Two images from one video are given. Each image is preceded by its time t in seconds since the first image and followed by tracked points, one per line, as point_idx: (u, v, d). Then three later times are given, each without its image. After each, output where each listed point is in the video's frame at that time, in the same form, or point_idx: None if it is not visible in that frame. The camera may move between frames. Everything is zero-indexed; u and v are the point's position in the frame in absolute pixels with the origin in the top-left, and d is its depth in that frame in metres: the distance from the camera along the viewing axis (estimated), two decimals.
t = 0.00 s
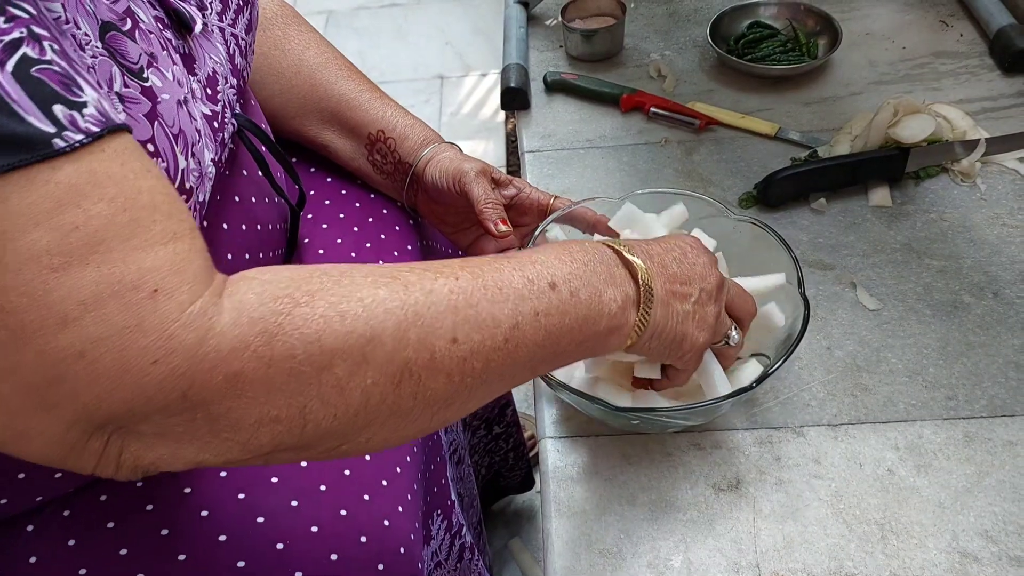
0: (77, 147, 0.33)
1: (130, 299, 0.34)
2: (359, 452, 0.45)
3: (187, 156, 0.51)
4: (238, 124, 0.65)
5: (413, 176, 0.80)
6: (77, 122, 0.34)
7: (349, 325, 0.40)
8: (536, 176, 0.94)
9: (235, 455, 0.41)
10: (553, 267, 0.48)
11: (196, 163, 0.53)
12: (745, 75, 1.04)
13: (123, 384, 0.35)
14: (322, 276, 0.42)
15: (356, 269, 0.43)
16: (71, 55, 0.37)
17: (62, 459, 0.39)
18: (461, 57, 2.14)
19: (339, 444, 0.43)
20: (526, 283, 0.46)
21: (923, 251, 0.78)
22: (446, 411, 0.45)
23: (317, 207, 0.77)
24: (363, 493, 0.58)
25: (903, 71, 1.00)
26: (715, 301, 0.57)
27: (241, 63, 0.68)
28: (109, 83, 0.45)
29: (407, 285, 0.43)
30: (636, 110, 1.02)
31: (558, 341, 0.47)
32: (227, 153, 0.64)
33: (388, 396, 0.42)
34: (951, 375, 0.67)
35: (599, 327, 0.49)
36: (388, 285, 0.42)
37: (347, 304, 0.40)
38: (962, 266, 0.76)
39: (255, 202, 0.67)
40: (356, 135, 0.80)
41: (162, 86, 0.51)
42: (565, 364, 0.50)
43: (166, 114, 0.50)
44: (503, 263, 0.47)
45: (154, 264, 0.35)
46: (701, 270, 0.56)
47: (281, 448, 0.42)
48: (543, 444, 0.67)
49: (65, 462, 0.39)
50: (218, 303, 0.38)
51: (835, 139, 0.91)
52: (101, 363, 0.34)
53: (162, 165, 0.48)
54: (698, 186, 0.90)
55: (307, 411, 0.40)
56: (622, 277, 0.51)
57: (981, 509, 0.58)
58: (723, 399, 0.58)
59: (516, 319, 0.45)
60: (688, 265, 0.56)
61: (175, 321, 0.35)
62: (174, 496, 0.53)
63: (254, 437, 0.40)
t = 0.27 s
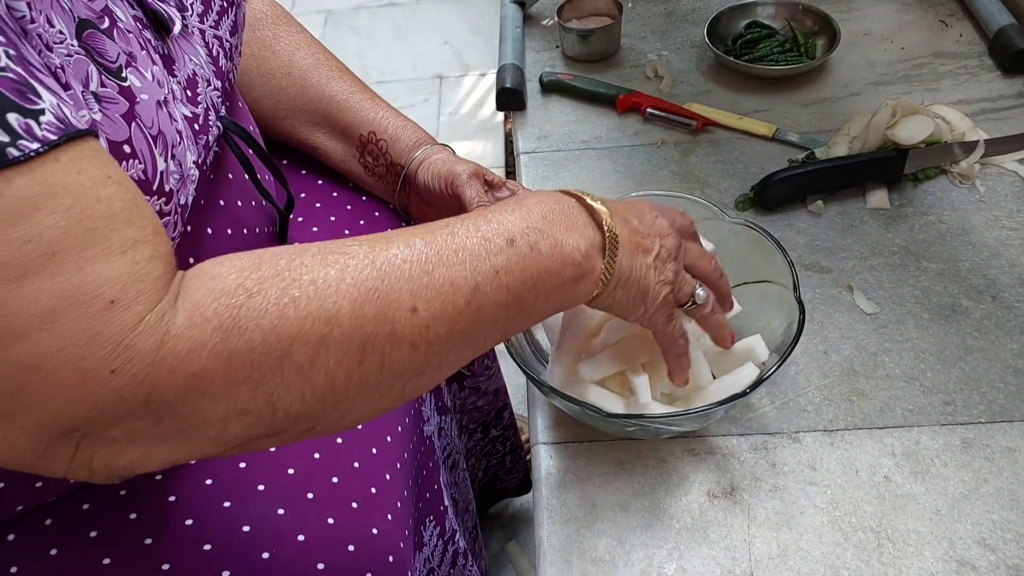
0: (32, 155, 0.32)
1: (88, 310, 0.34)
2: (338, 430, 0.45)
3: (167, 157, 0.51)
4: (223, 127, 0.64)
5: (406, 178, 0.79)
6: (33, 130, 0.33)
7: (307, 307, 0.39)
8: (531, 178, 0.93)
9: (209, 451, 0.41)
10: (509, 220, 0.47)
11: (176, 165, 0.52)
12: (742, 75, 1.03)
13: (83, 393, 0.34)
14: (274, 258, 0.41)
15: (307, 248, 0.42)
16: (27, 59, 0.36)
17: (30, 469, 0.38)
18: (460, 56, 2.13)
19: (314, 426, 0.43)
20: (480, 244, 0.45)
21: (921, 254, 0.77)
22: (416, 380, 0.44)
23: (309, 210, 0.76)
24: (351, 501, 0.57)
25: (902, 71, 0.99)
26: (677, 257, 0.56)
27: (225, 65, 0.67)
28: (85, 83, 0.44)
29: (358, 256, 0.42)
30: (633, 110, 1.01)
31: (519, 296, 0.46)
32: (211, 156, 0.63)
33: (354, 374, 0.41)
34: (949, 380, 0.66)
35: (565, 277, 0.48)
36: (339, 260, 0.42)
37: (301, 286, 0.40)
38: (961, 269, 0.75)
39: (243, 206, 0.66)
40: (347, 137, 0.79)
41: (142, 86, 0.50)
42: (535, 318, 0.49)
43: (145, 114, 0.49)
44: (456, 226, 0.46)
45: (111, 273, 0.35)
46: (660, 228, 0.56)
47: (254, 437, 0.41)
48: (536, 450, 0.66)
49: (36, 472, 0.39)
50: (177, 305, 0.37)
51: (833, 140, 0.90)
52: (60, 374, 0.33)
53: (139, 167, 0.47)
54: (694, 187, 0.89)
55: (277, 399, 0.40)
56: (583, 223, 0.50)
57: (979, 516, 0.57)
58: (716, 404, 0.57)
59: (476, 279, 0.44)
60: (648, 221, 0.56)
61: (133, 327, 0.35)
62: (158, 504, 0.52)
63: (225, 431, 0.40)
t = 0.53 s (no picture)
0: (70, 130, 0.32)
1: (146, 275, 0.34)
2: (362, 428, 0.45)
3: (174, 153, 0.51)
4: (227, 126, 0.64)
5: (407, 178, 0.79)
6: (69, 106, 0.33)
7: (352, 299, 0.41)
8: (531, 177, 0.93)
9: (244, 431, 0.41)
10: (530, 247, 0.49)
11: (183, 162, 0.52)
12: (743, 75, 1.03)
13: (143, 355, 0.35)
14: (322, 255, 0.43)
15: (349, 252, 0.44)
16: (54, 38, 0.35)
17: (66, 443, 0.38)
18: (460, 55, 2.13)
19: (343, 417, 0.44)
20: (505, 264, 0.47)
21: (922, 254, 0.77)
22: (441, 385, 0.46)
23: (308, 210, 0.76)
24: (351, 501, 0.57)
25: (903, 71, 0.99)
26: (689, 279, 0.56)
27: (228, 63, 0.67)
28: (96, 79, 0.44)
29: (396, 263, 0.44)
30: (633, 110, 1.01)
31: (539, 318, 0.48)
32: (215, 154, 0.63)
33: (388, 368, 0.43)
34: (949, 381, 0.66)
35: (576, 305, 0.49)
36: (380, 263, 0.43)
37: (346, 280, 0.42)
38: (961, 269, 0.75)
39: (243, 205, 0.66)
40: (348, 136, 0.79)
41: (150, 83, 0.50)
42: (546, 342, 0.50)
43: (153, 111, 0.49)
44: (481, 248, 0.48)
45: (166, 242, 0.35)
46: (668, 255, 0.57)
47: (288, 422, 0.42)
48: (537, 450, 0.66)
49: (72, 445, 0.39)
50: (229, 279, 0.39)
51: (833, 140, 0.90)
52: (123, 336, 0.34)
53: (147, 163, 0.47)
54: (694, 187, 0.89)
55: (316, 382, 0.41)
56: (592, 259, 0.52)
57: (980, 517, 0.57)
58: (717, 405, 0.57)
59: (503, 294, 0.46)
60: (655, 253, 0.56)
61: (192, 294, 0.36)
62: (158, 504, 0.52)
63: (264, 410, 0.40)
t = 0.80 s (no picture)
0: (45, 143, 0.32)
1: (96, 303, 0.33)
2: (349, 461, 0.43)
3: (169, 155, 0.50)
4: (224, 124, 0.64)
5: (407, 174, 0.79)
6: (45, 118, 0.33)
7: (338, 340, 0.38)
8: (531, 175, 0.93)
9: (214, 463, 0.40)
10: (566, 274, 0.45)
11: (179, 163, 0.52)
12: (742, 72, 1.03)
13: (91, 392, 0.33)
14: (317, 281, 0.40)
15: (351, 275, 0.41)
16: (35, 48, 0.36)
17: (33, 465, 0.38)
18: (460, 53, 2.12)
19: (324, 454, 0.42)
20: (535, 296, 0.44)
21: (921, 251, 0.77)
22: (439, 426, 0.43)
23: (308, 207, 0.76)
24: (350, 498, 0.57)
25: (902, 68, 0.99)
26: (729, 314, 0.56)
27: (226, 61, 0.67)
28: (87, 83, 0.44)
29: (405, 295, 0.40)
30: (632, 107, 1.01)
31: (561, 358, 0.45)
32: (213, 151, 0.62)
33: (374, 411, 0.40)
34: (948, 378, 0.66)
35: (609, 341, 0.47)
36: (383, 295, 0.40)
37: (337, 315, 0.39)
38: (961, 267, 0.75)
39: (242, 202, 0.66)
40: (347, 133, 0.79)
41: (144, 86, 0.50)
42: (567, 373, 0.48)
43: (148, 113, 0.49)
44: (510, 264, 0.45)
45: (122, 265, 0.34)
46: (727, 282, 0.55)
47: (262, 456, 0.40)
48: (536, 447, 0.66)
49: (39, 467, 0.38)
50: (194, 306, 0.36)
51: (833, 137, 0.90)
52: (67, 371, 0.33)
53: (143, 165, 0.47)
54: (694, 184, 0.89)
55: (286, 421, 0.39)
56: (643, 290, 0.49)
57: (978, 514, 0.57)
58: (716, 403, 0.57)
59: (518, 336, 0.43)
60: (717, 276, 0.55)
61: (144, 327, 0.34)
62: (157, 501, 0.52)
63: (231, 446, 0.39)
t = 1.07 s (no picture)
0: None
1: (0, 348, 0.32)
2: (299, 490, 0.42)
3: (161, 156, 0.50)
4: (221, 123, 0.63)
5: (407, 172, 0.79)
6: None
7: (259, 355, 0.37)
8: (531, 172, 0.92)
9: (148, 509, 0.38)
10: (508, 271, 0.45)
11: (172, 164, 0.51)
12: (742, 71, 1.03)
13: None
14: (236, 297, 0.39)
15: (273, 288, 0.40)
16: None
17: None
18: (460, 51, 2.12)
19: (267, 485, 0.40)
20: (476, 294, 0.43)
21: (921, 249, 0.77)
22: (387, 440, 0.42)
23: (307, 204, 0.76)
24: (349, 497, 0.56)
25: (902, 66, 0.99)
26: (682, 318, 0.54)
27: (225, 61, 0.67)
28: (74, 86, 0.44)
29: (334, 300, 0.40)
30: (632, 105, 1.00)
31: (510, 357, 0.44)
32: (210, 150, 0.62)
33: (312, 429, 0.38)
34: (948, 375, 0.66)
35: (564, 334, 0.46)
36: (310, 302, 0.40)
37: (258, 330, 0.38)
38: (961, 264, 0.75)
39: (241, 200, 0.66)
40: (347, 131, 0.79)
41: (134, 86, 0.49)
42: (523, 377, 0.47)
43: (138, 114, 0.48)
44: (451, 269, 0.45)
45: (31, 309, 0.32)
46: (671, 280, 0.53)
47: (199, 497, 0.38)
48: (536, 446, 0.66)
49: None
50: (109, 346, 0.35)
51: (833, 135, 0.90)
52: None
53: (134, 167, 0.47)
54: (693, 182, 0.89)
55: (217, 454, 0.37)
56: (591, 280, 0.48)
57: (979, 511, 0.57)
58: (716, 400, 0.56)
59: (460, 335, 0.42)
60: (659, 272, 0.53)
61: (52, 370, 0.33)
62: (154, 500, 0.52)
63: (161, 487, 0.37)
